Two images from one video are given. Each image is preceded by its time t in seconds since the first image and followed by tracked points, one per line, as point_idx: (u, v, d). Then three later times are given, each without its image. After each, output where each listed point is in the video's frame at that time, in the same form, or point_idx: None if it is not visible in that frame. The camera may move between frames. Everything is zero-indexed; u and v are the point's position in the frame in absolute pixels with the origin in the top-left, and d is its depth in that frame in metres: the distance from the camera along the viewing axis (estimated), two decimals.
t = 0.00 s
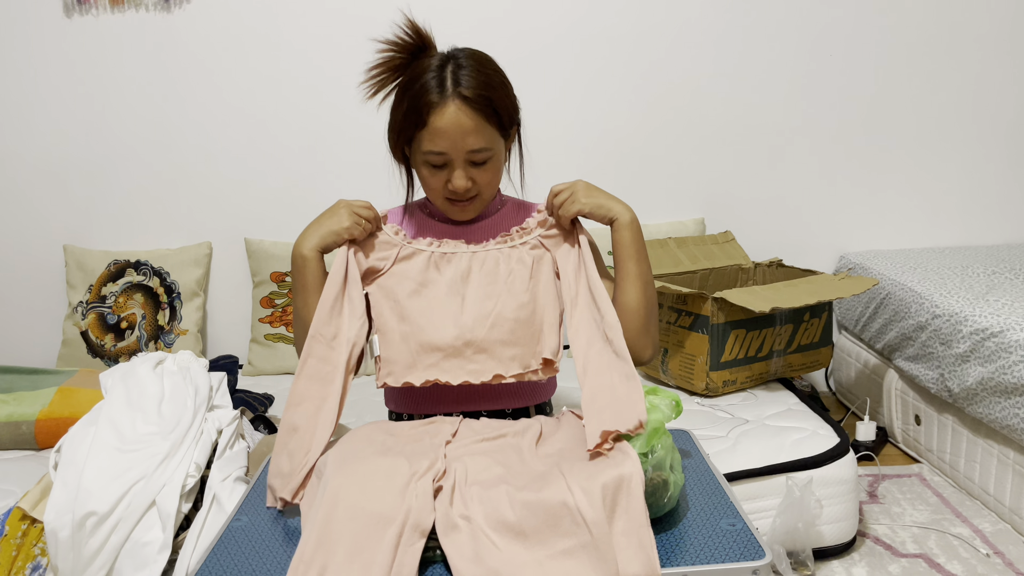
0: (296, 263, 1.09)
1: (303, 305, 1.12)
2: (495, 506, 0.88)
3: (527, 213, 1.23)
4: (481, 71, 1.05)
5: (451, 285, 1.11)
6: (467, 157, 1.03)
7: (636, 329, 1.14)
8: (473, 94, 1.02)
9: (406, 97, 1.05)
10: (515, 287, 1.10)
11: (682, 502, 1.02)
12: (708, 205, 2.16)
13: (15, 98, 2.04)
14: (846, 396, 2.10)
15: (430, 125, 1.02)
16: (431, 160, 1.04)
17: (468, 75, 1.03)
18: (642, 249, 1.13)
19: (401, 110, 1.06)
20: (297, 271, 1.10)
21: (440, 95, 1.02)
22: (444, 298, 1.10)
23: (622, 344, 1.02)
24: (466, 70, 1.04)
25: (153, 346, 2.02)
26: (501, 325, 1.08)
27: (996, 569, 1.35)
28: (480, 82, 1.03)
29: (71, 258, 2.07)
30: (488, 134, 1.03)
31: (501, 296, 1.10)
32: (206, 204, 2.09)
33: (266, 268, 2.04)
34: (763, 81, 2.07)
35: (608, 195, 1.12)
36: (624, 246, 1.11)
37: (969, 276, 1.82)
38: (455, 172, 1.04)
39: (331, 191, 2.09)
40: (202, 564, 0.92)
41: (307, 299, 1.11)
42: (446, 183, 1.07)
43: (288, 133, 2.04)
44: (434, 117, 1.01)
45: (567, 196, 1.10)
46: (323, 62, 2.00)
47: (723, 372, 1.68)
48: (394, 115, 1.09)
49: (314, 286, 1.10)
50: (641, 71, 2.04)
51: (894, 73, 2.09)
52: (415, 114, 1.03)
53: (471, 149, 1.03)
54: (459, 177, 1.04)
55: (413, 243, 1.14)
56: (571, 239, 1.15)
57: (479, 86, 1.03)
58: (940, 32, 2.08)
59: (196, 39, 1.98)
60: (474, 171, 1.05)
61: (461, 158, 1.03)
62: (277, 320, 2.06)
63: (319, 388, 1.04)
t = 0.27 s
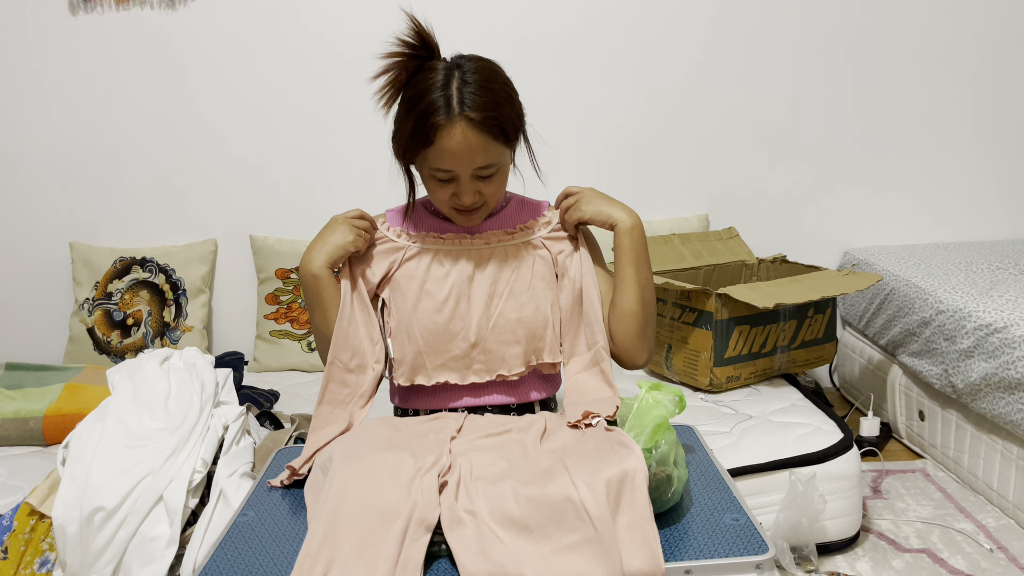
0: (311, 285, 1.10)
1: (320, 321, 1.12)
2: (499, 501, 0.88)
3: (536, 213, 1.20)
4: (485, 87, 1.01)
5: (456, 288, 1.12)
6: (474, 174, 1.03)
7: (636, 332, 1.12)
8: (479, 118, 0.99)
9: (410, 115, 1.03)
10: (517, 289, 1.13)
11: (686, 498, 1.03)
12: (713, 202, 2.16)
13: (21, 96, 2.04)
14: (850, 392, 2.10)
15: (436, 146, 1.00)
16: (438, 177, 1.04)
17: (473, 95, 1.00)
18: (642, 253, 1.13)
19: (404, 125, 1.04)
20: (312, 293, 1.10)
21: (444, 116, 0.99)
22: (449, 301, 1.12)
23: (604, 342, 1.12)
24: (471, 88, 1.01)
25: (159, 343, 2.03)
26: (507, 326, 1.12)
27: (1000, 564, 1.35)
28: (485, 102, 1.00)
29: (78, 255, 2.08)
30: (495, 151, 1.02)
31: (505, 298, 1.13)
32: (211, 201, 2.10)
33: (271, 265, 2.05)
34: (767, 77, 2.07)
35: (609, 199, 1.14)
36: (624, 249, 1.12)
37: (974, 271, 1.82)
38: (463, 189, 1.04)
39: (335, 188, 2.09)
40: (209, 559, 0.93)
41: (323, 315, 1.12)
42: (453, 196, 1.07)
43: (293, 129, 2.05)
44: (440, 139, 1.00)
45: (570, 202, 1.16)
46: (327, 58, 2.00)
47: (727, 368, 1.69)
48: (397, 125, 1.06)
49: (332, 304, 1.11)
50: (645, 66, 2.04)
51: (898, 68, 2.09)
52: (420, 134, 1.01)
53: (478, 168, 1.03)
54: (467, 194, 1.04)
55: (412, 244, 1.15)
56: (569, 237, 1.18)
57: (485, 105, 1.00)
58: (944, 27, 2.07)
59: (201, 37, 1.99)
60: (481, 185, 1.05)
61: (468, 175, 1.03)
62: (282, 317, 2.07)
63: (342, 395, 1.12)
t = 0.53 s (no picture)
0: (314, 293, 1.10)
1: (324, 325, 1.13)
2: (501, 495, 0.89)
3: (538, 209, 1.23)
4: (485, 62, 1.05)
5: (459, 286, 1.12)
6: (473, 148, 1.04)
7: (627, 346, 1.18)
8: (477, 84, 1.02)
9: (409, 95, 1.05)
10: (520, 287, 1.13)
11: (687, 491, 1.03)
12: (715, 197, 2.16)
13: (24, 93, 2.05)
14: (852, 386, 2.11)
15: (434, 117, 1.02)
16: (438, 153, 1.04)
17: (471, 67, 1.03)
18: (650, 286, 1.18)
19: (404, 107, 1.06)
20: (315, 301, 1.11)
21: (443, 86, 1.02)
22: (452, 299, 1.12)
23: (609, 345, 1.12)
24: (468, 61, 1.04)
25: (163, 338, 2.03)
26: (510, 325, 1.12)
27: (1001, 557, 1.36)
28: (484, 73, 1.03)
29: (81, 251, 2.09)
30: (494, 124, 1.04)
31: (508, 296, 1.13)
32: (214, 197, 2.10)
33: (274, 260, 2.05)
34: (769, 71, 2.07)
35: (632, 224, 1.17)
36: (632, 278, 1.17)
37: (975, 266, 1.82)
38: (463, 163, 1.04)
39: (338, 183, 2.10)
40: (214, 552, 0.93)
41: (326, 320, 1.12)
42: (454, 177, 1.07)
43: (296, 125, 2.05)
44: (439, 109, 1.02)
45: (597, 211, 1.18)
46: (330, 53, 2.01)
47: (728, 363, 1.69)
48: (398, 113, 1.08)
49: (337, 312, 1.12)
50: (647, 60, 2.04)
51: (901, 62, 2.09)
52: (419, 108, 1.03)
53: (478, 140, 1.03)
54: (467, 169, 1.04)
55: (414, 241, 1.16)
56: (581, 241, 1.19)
57: (483, 76, 1.03)
58: (946, 20, 2.07)
59: (204, 33, 1.99)
60: (482, 162, 1.05)
61: (468, 148, 1.04)
62: (285, 312, 2.08)
63: (348, 395, 1.12)
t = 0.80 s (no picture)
0: (319, 297, 1.09)
1: (328, 327, 1.13)
2: (503, 489, 0.90)
3: (543, 207, 1.25)
4: (480, 39, 1.11)
5: (463, 285, 1.13)
6: (468, 112, 1.07)
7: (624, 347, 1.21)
8: (474, 51, 1.09)
9: (409, 72, 1.11)
10: (524, 287, 1.13)
11: (687, 485, 1.04)
12: (716, 191, 2.16)
13: (27, 89, 2.05)
14: (853, 380, 2.11)
15: (433, 83, 1.08)
16: (434, 118, 1.08)
17: (469, 39, 1.10)
18: (649, 298, 1.19)
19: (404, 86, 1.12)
20: (321, 304, 1.10)
21: (442, 54, 1.09)
22: (455, 299, 1.12)
23: (614, 346, 1.15)
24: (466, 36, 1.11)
25: (166, 334, 2.04)
26: (514, 325, 1.13)
27: (1000, 550, 1.36)
28: (480, 44, 1.10)
29: (84, 247, 2.10)
30: (488, 89, 1.08)
31: (512, 296, 1.13)
32: (216, 193, 2.11)
33: (276, 256, 2.06)
34: (770, 65, 2.07)
35: (638, 238, 1.17)
36: (632, 290, 1.18)
37: (976, 260, 1.82)
38: (458, 127, 1.07)
39: (340, 179, 2.10)
40: (218, 546, 0.94)
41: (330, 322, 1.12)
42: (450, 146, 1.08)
43: (297, 121, 2.06)
44: (435, 74, 1.08)
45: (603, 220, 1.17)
46: (331, 49, 2.01)
47: (729, 357, 1.70)
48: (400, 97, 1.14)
49: (341, 315, 1.13)
50: (647, 54, 2.04)
51: (901, 55, 2.09)
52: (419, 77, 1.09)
53: (473, 103, 1.07)
54: (462, 131, 1.07)
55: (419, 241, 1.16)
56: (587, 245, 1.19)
57: (479, 45, 1.09)
58: (947, 14, 2.07)
59: (205, 30, 2.00)
60: (477, 127, 1.08)
61: (463, 111, 1.07)
62: (287, 308, 2.08)
63: (354, 397, 1.14)
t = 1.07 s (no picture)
0: (322, 300, 1.10)
1: (330, 329, 1.14)
2: (504, 486, 0.90)
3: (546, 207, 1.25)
4: (477, 35, 1.12)
5: (464, 287, 1.13)
6: (470, 105, 1.07)
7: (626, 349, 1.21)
8: (472, 46, 1.09)
9: (408, 68, 1.11)
10: (525, 290, 1.14)
11: (687, 481, 1.05)
12: (717, 187, 2.16)
13: (28, 87, 2.06)
14: (854, 375, 2.12)
15: (433, 78, 1.08)
16: (436, 112, 1.08)
17: (466, 35, 1.11)
18: (651, 297, 1.20)
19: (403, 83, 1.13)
20: (324, 307, 1.11)
21: (440, 50, 1.09)
22: (456, 301, 1.13)
23: (616, 346, 1.15)
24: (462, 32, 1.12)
25: (169, 331, 2.05)
26: (516, 328, 1.13)
27: (1000, 545, 1.37)
28: (477, 39, 1.10)
29: (87, 244, 2.10)
30: (488, 82, 1.08)
31: (513, 298, 1.13)
32: (218, 189, 2.11)
33: (278, 253, 2.07)
34: (771, 61, 2.07)
35: (638, 240, 1.18)
36: (632, 293, 1.19)
37: (976, 255, 1.82)
38: (461, 120, 1.07)
39: (341, 176, 2.11)
40: (223, 542, 0.95)
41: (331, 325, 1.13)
42: (453, 139, 1.08)
43: (299, 117, 2.06)
44: (436, 69, 1.08)
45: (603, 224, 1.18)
46: (332, 45, 2.01)
47: (730, 353, 1.70)
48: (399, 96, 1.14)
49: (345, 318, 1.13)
50: (648, 50, 2.04)
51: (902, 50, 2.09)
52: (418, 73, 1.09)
53: (474, 95, 1.07)
54: (465, 124, 1.07)
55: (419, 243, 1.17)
56: (592, 250, 1.19)
57: (476, 40, 1.10)
58: (948, 9, 2.07)
59: (207, 26, 2.00)
60: (480, 120, 1.08)
61: (465, 104, 1.07)
62: (289, 305, 2.09)
63: (357, 398, 1.15)
